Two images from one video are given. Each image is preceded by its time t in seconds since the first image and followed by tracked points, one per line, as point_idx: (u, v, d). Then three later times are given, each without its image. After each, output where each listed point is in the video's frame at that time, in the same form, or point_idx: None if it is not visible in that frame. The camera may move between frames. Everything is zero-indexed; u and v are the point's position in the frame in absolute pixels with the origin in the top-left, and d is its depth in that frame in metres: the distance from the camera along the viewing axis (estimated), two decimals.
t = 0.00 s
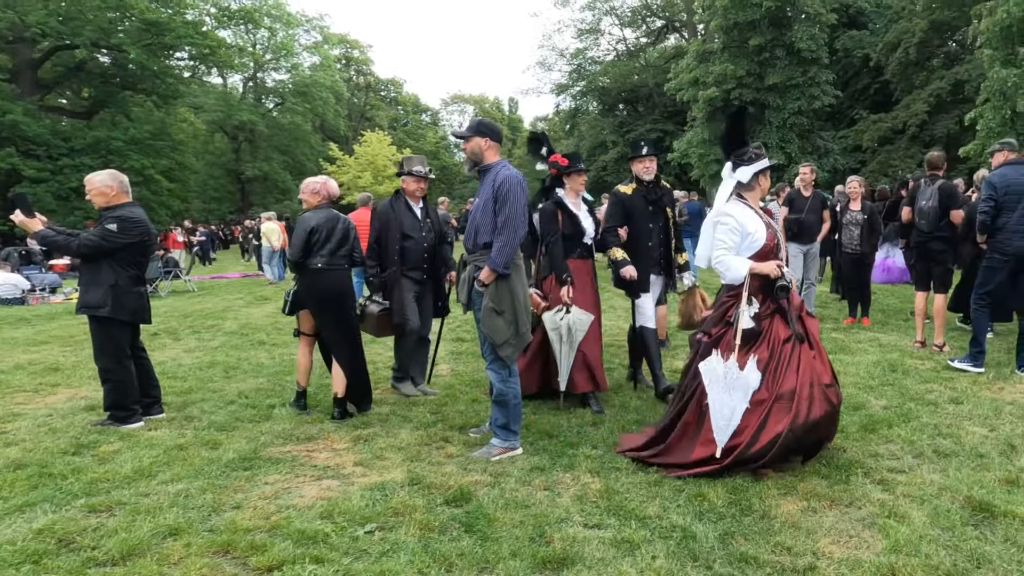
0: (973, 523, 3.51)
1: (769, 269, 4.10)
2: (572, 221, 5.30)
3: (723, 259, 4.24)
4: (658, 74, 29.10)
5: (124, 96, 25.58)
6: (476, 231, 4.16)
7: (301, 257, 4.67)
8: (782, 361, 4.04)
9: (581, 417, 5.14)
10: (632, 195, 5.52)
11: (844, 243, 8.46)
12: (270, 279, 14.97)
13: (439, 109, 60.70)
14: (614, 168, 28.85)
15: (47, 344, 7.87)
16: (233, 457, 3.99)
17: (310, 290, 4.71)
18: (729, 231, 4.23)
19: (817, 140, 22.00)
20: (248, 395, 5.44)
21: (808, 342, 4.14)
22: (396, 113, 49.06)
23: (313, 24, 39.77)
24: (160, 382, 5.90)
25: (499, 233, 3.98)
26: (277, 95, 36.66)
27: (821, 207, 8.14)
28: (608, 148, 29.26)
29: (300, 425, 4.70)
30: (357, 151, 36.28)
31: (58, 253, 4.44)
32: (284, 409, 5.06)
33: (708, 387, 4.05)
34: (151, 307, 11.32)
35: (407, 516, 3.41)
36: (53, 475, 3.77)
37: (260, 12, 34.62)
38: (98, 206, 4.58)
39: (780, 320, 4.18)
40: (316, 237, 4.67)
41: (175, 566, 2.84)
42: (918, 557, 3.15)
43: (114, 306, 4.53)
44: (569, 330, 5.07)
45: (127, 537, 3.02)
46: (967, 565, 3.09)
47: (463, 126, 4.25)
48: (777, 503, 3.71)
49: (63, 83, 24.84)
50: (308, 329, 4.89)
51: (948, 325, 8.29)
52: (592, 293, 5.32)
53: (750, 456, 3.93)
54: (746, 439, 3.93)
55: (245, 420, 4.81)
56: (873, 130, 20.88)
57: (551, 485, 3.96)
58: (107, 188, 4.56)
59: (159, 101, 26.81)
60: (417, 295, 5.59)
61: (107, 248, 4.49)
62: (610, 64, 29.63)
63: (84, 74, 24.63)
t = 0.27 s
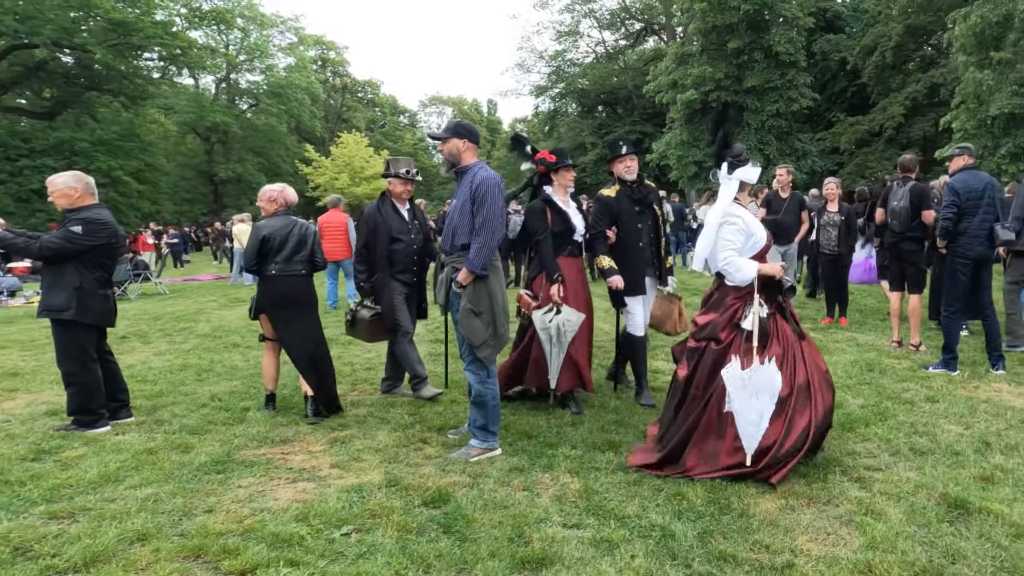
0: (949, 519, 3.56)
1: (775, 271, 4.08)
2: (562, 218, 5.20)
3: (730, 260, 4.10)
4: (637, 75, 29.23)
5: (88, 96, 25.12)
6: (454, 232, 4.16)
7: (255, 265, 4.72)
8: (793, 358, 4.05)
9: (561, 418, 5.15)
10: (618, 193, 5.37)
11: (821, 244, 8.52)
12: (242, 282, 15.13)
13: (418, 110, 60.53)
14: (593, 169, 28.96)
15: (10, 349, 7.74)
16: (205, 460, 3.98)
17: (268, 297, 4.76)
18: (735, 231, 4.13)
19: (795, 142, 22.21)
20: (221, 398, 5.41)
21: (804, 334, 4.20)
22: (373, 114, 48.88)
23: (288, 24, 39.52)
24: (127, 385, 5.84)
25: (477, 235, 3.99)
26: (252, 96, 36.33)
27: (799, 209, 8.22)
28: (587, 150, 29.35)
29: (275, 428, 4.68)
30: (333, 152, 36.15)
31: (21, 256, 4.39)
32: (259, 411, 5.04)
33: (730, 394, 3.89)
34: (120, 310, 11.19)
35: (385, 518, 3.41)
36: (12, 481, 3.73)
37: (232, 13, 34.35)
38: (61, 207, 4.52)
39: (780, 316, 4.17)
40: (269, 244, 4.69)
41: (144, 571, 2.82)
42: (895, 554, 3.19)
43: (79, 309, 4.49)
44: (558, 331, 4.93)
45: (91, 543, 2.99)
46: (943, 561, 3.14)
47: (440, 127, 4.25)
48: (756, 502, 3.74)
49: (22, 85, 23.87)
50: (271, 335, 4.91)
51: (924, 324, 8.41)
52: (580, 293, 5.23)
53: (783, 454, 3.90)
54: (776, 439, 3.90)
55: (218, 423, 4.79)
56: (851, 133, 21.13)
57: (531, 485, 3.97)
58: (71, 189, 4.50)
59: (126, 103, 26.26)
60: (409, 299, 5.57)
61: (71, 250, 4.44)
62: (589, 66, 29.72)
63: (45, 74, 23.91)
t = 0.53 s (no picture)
0: (928, 512, 3.61)
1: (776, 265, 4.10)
2: (549, 215, 5.15)
3: (738, 259, 4.00)
4: (619, 74, 29.29)
5: (57, 92, 24.54)
6: (434, 230, 4.17)
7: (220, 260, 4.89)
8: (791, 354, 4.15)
9: (544, 415, 5.17)
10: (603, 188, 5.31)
11: (802, 241, 8.60)
12: (218, 280, 15.19)
13: (399, 109, 60.34)
14: (575, 167, 29.01)
15: None
16: (182, 459, 3.97)
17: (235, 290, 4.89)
18: (738, 228, 4.06)
19: (775, 140, 22.38)
20: (198, 397, 5.39)
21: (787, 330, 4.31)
22: (353, 112, 48.71)
23: (266, 22, 39.26)
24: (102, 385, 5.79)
25: (457, 233, 4.00)
26: (228, 93, 36.16)
27: (780, 206, 8.32)
28: (569, 148, 29.38)
29: (254, 427, 4.66)
30: (313, 150, 35.96)
31: None
32: (237, 410, 5.02)
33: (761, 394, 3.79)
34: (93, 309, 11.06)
35: (366, 515, 3.41)
36: None
37: (208, 9, 34.10)
38: (28, 205, 4.48)
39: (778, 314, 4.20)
40: (231, 239, 4.83)
41: (118, 571, 2.81)
42: (875, 547, 3.22)
43: (46, 307, 4.44)
44: (554, 326, 4.93)
45: (61, 544, 2.97)
46: (921, 553, 3.18)
47: (420, 125, 4.26)
48: (737, 496, 3.77)
49: None
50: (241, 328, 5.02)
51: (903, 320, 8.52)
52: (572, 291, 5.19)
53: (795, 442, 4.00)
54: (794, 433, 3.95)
55: (195, 422, 4.77)
56: (831, 131, 21.33)
57: (513, 482, 3.98)
58: (37, 186, 4.46)
59: (98, 99, 25.88)
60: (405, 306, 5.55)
61: (38, 247, 4.40)
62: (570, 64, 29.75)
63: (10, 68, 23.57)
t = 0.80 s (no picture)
0: (908, 513, 3.66)
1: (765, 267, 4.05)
2: (538, 220, 5.11)
3: (721, 263, 3.98)
4: (603, 79, 29.38)
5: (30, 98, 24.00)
6: (416, 235, 4.18)
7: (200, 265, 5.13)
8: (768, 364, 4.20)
9: (527, 419, 5.18)
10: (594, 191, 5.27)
11: (783, 245, 8.69)
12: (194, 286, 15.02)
13: (382, 113, 60.25)
14: (559, 172, 29.08)
15: None
16: (159, 468, 3.96)
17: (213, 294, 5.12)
18: (720, 232, 4.03)
19: (759, 145, 22.55)
20: (176, 404, 5.36)
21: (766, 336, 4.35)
22: (336, 117, 48.59)
23: (247, 26, 39.13)
24: (77, 393, 5.74)
25: (439, 238, 4.01)
26: (208, 98, 36.01)
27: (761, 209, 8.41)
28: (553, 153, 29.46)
29: (234, 433, 4.65)
30: (295, 155, 35.84)
31: None
32: (217, 417, 5.00)
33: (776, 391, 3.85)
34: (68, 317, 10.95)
35: (347, 521, 3.41)
36: None
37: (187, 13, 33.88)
38: None
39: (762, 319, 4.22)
40: (206, 247, 5.05)
41: None
42: (855, 548, 3.26)
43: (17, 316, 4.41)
44: (542, 329, 4.92)
45: (32, 556, 2.94)
46: (902, 553, 3.22)
47: (401, 131, 4.27)
48: (720, 499, 3.81)
49: None
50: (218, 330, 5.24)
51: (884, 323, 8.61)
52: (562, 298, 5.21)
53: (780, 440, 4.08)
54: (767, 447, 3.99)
55: (173, 430, 4.74)
56: (814, 136, 21.55)
57: (495, 487, 3.99)
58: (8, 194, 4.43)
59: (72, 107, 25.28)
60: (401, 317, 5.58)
61: (8, 255, 4.37)
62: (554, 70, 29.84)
63: None
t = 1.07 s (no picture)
0: (899, 508, 3.68)
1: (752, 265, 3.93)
2: (536, 219, 5.05)
3: (702, 259, 3.96)
4: (592, 77, 29.40)
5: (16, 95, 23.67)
6: (405, 233, 4.18)
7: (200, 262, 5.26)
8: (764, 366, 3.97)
9: (517, 417, 5.18)
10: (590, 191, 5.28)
11: (769, 243, 8.73)
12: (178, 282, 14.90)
13: (370, 111, 60.06)
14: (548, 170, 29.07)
15: None
16: (149, 467, 3.94)
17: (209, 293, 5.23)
18: (703, 227, 3.99)
19: (748, 143, 22.64)
20: (164, 403, 5.33)
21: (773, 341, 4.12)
22: (325, 115, 48.45)
23: (235, 24, 38.90)
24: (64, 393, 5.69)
25: (428, 236, 4.00)
26: (196, 96, 35.76)
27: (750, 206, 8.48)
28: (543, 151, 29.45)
29: (223, 433, 4.63)
30: (283, 153, 35.67)
31: None
32: (206, 417, 4.98)
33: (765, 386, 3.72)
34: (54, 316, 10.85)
35: (338, 520, 3.40)
36: None
37: (175, 11, 33.71)
38: None
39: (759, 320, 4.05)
40: (204, 245, 5.17)
41: None
42: (847, 543, 3.28)
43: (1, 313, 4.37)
44: (532, 337, 4.83)
45: (20, 557, 2.92)
46: (893, 548, 3.24)
47: (390, 128, 4.27)
48: (711, 495, 3.82)
49: None
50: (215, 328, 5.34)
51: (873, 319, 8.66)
52: (554, 298, 5.09)
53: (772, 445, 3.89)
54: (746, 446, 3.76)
55: (162, 429, 4.72)
56: (804, 134, 21.67)
57: (486, 484, 3.99)
58: None
59: (59, 103, 25.19)
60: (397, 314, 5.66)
61: None
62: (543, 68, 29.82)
63: None
